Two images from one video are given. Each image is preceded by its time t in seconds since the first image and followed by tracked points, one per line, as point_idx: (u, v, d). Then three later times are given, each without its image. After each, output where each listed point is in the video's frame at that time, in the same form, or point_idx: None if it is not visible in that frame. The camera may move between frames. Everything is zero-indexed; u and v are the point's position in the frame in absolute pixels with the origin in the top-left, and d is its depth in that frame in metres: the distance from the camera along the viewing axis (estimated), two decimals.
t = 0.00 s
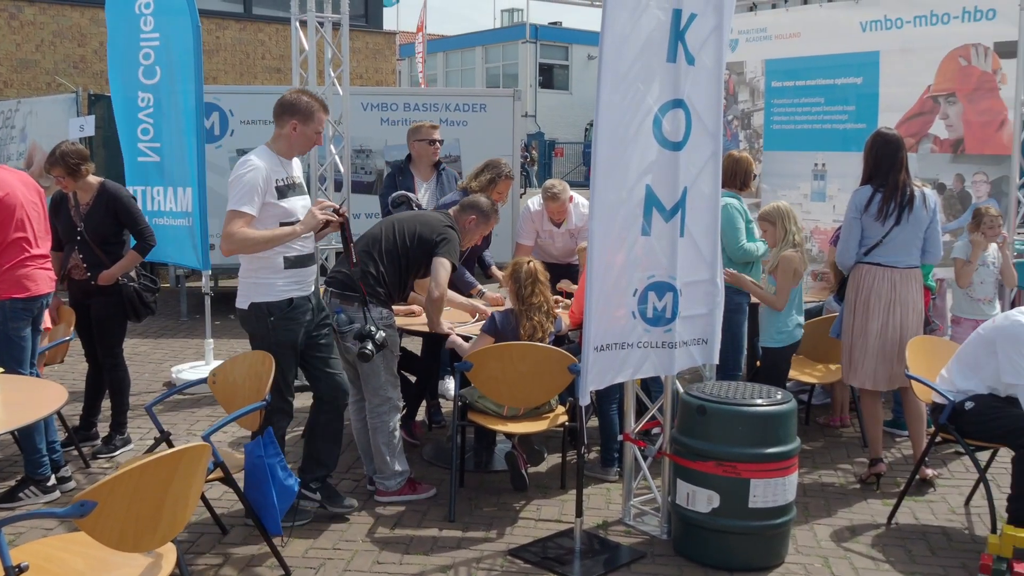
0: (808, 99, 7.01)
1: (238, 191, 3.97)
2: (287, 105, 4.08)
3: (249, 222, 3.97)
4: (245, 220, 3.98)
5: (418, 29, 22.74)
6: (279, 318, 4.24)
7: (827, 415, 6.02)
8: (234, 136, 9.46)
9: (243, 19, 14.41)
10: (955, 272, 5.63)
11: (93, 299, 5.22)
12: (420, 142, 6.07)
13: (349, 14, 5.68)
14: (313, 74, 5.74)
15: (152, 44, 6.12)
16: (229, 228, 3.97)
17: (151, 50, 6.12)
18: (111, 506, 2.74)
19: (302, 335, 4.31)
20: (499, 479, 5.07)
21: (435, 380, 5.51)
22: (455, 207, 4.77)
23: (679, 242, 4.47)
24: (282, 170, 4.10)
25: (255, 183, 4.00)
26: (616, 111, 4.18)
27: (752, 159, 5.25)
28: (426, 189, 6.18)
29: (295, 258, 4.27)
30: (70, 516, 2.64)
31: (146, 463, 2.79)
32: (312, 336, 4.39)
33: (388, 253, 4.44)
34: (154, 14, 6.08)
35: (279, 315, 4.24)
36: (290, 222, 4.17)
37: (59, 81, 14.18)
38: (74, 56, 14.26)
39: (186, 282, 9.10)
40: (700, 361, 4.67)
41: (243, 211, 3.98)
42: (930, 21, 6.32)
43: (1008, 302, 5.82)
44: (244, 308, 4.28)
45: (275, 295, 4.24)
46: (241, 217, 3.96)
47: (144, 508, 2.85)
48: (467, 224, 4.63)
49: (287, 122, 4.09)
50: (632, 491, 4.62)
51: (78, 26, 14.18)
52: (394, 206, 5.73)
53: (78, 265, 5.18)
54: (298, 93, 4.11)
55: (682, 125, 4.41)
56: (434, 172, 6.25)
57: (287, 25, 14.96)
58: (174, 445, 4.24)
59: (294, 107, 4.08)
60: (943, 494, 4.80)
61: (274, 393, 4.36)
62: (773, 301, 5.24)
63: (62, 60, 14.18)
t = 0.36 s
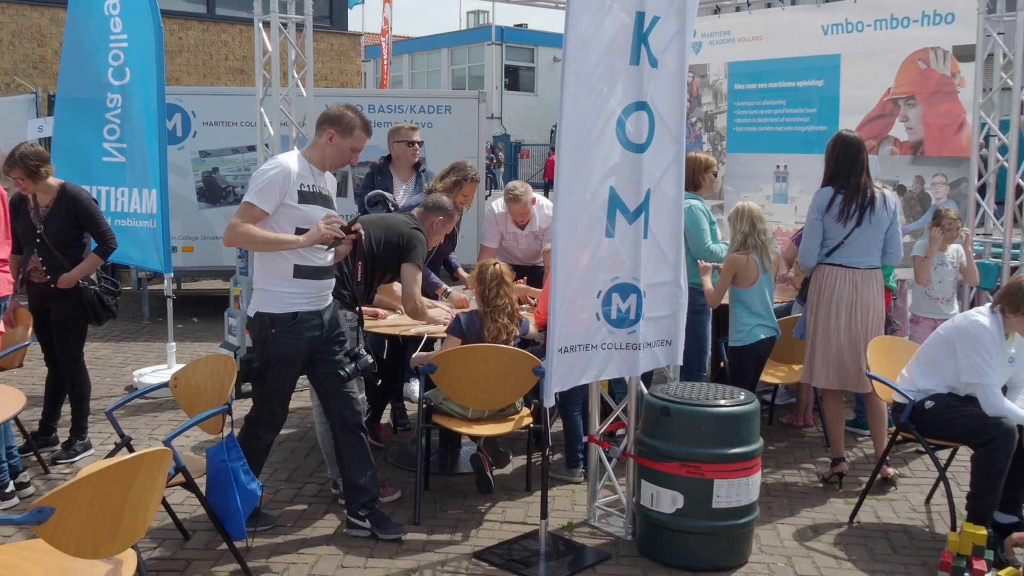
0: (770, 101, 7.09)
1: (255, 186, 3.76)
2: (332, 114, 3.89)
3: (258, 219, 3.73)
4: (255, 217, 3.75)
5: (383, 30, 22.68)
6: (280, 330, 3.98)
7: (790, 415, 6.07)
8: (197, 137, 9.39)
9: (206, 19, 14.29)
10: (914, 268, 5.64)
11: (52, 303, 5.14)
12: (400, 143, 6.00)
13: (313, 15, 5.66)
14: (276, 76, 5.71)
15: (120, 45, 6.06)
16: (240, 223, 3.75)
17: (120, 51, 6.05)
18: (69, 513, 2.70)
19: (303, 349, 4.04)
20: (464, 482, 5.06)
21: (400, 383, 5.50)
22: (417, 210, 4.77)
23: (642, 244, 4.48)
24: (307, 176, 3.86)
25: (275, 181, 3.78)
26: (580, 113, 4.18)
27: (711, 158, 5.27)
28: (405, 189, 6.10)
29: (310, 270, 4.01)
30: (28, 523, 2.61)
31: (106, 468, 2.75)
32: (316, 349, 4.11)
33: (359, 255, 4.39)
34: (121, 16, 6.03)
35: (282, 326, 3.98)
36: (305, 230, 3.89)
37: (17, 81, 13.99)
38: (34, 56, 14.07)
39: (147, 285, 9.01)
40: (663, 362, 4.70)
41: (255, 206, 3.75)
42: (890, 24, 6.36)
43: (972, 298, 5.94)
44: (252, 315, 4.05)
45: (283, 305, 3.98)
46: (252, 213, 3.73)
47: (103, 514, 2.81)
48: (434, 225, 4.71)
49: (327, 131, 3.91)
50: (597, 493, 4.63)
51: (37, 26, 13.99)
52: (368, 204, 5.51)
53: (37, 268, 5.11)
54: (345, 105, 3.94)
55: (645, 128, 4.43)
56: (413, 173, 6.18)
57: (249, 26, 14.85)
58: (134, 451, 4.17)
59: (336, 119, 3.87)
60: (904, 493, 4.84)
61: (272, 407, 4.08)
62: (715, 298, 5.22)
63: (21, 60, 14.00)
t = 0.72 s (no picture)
0: (735, 104, 7.13)
1: (271, 183, 3.70)
2: (351, 105, 3.81)
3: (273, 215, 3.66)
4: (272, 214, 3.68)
5: (349, 32, 22.64)
6: (305, 324, 3.84)
7: (754, 416, 6.11)
8: (162, 140, 9.33)
9: (171, 21, 14.14)
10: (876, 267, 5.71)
11: (14, 307, 5.07)
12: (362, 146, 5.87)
13: (278, 17, 5.64)
14: (241, 78, 5.68)
15: (88, 48, 6.01)
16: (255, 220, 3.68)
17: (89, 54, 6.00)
18: (29, 519, 2.67)
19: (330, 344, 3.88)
20: (431, 485, 5.05)
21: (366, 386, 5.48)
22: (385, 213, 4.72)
23: (608, 246, 4.49)
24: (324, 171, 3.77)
25: (291, 176, 3.70)
26: (545, 116, 4.18)
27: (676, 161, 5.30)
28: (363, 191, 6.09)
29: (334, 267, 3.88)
30: None
31: (66, 474, 2.71)
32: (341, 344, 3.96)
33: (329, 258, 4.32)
34: (85, 17, 5.97)
35: (306, 320, 3.83)
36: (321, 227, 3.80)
37: None
38: None
39: (112, 289, 8.92)
40: (629, 364, 4.71)
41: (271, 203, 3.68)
42: (853, 28, 6.41)
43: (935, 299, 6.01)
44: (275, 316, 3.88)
45: (301, 302, 3.84)
46: (266, 210, 3.66)
47: (64, 520, 2.77)
48: (400, 232, 4.65)
49: (348, 123, 3.82)
50: (564, 495, 4.63)
51: None
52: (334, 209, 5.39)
53: None
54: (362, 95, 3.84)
55: (611, 130, 4.44)
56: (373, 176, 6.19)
57: (214, 28, 14.73)
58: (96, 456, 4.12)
59: (355, 110, 3.79)
60: (868, 493, 4.88)
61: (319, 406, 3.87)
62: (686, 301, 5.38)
63: None
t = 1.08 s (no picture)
0: (705, 108, 7.19)
1: (293, 212, 3.51)
2: (362, 115, 3.59)
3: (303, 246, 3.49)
4: (301, 244, 3.51)
5: (320, 35, 22.54)
6: (350, 347, 3.58)
7: (724, 418, 6.14)
8: (130, 144, 9.21)
9: (141, 24, 13.93)
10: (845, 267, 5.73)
11: None
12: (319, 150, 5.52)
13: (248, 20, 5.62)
14: (210, 81, 5.66)
15: (49, 49, 6.01)
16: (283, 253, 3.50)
17: (49, 55, 6.01)
18: None
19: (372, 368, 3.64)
20: (402, 490, 5.03)
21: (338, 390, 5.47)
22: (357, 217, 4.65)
23: (579, 249, 4.51)
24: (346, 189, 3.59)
25: (314, 201, 3.52)
26: (515, 119, 4.19)
27: (648, 166, 5.26)
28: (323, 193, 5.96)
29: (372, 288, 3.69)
30: None
31: (32, 479, 2.69)
32: (381, 372, 3.73)
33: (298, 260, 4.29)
34: (47, 18, 5.97)
35: (349, 344, 3.58)
36: (354, 246, 3.63)
37: None
38: None
39: (80, 293, 8.83)
40: (600, 366, 4.72)
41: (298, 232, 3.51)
42: (821, 32, 6.47)
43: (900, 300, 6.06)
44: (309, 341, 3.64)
45: (340, 325, 3.59)
46: (294, 242, 3.49)
47: (30, 526, 2.74)
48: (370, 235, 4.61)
49: (361, 136, 3.60)
50: (535, 498, 4.63)
51: None
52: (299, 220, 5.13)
53: None
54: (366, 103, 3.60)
55: (581, 133, 4.46)
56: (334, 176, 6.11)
57: (183, 31, 14.56)
58: (63, 461, 4.07)
59: (367, 119, 3.57)
60: (838, 493, 4.91)
61: (362, 435, 3.58)
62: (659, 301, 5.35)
63: None
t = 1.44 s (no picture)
0: (674, 112, 7.23)
1: (348, 207, 3.35)
2: (399, 105, 3.54)
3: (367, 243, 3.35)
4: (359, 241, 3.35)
5: (292, 36, 22.48)
6: (375, 362, 3.45)
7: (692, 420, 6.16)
8: (96, 144, 9.17)
9: (109, 24, 13.83)
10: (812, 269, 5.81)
11: None
12: (301, 151, 5.98)
13: (215, 21, 5.59)
14: (177, 83, 5.64)
15: (7, 48, 5.92)
16: (339, 251, 3.33)
17: (7, 54, 5.92)
18: None
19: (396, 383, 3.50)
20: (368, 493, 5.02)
21: (305, 393, 5.44)
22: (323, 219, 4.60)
23: (546, 252, 4.50)
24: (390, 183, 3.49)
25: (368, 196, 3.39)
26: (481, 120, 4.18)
27: (615, 170, 5.19)
28: (306, 199, 6.14)
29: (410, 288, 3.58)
30: None
31: None
32: (408, 381, 3.60)
33: (261, 263, 4.30)
34: (8, 17, 5.88)
35: (373, 353, 3.46)
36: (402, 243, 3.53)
37: None
38: None
39: (45, 296, 8.73)
40: (567, 369, 4.71)
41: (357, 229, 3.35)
42: (788, 37, 6.53)
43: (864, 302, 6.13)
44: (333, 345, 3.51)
45: (376, 330, 3.46)
46: (353, 238, 3.33)
47: None
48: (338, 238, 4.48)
49: (398, 128, 3.53)
50: (502, 501, 4.62)
51: None
52: (271, 217, 5.43)
53: None
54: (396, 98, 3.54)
55: (548, 136, 4.45)
56: (315, 183, 6.22)
57: (151, 32, 14.45)
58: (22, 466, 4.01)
59: (408, 110, 3.53)
60: (804, 495, 4.94)
61: (357, 448, 3.51)
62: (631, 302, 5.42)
63: None
